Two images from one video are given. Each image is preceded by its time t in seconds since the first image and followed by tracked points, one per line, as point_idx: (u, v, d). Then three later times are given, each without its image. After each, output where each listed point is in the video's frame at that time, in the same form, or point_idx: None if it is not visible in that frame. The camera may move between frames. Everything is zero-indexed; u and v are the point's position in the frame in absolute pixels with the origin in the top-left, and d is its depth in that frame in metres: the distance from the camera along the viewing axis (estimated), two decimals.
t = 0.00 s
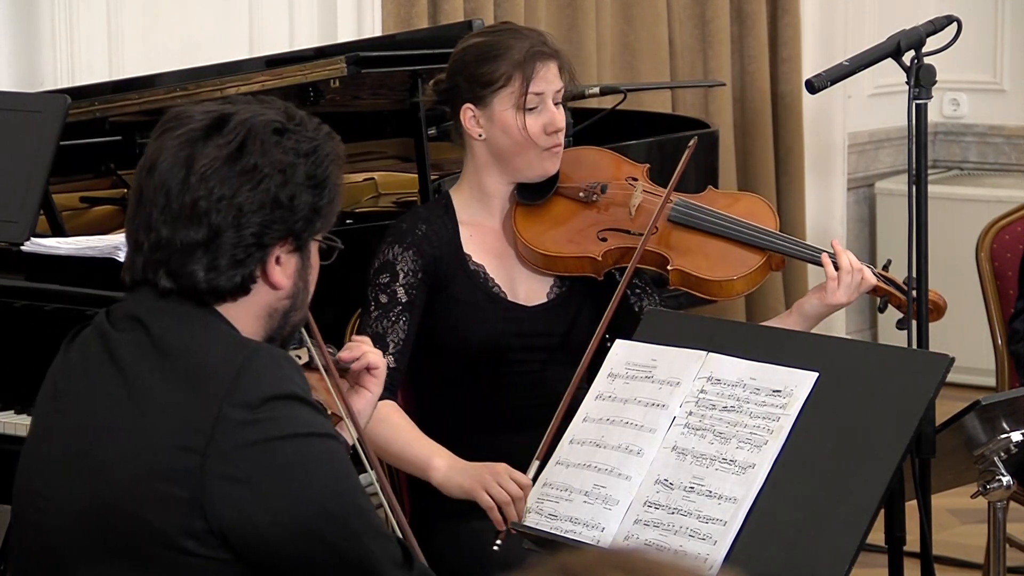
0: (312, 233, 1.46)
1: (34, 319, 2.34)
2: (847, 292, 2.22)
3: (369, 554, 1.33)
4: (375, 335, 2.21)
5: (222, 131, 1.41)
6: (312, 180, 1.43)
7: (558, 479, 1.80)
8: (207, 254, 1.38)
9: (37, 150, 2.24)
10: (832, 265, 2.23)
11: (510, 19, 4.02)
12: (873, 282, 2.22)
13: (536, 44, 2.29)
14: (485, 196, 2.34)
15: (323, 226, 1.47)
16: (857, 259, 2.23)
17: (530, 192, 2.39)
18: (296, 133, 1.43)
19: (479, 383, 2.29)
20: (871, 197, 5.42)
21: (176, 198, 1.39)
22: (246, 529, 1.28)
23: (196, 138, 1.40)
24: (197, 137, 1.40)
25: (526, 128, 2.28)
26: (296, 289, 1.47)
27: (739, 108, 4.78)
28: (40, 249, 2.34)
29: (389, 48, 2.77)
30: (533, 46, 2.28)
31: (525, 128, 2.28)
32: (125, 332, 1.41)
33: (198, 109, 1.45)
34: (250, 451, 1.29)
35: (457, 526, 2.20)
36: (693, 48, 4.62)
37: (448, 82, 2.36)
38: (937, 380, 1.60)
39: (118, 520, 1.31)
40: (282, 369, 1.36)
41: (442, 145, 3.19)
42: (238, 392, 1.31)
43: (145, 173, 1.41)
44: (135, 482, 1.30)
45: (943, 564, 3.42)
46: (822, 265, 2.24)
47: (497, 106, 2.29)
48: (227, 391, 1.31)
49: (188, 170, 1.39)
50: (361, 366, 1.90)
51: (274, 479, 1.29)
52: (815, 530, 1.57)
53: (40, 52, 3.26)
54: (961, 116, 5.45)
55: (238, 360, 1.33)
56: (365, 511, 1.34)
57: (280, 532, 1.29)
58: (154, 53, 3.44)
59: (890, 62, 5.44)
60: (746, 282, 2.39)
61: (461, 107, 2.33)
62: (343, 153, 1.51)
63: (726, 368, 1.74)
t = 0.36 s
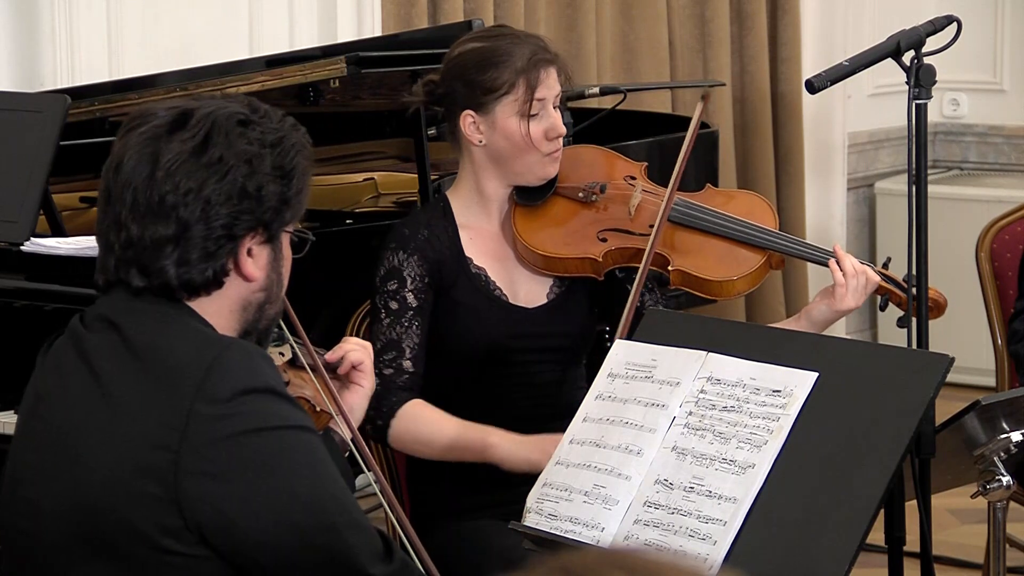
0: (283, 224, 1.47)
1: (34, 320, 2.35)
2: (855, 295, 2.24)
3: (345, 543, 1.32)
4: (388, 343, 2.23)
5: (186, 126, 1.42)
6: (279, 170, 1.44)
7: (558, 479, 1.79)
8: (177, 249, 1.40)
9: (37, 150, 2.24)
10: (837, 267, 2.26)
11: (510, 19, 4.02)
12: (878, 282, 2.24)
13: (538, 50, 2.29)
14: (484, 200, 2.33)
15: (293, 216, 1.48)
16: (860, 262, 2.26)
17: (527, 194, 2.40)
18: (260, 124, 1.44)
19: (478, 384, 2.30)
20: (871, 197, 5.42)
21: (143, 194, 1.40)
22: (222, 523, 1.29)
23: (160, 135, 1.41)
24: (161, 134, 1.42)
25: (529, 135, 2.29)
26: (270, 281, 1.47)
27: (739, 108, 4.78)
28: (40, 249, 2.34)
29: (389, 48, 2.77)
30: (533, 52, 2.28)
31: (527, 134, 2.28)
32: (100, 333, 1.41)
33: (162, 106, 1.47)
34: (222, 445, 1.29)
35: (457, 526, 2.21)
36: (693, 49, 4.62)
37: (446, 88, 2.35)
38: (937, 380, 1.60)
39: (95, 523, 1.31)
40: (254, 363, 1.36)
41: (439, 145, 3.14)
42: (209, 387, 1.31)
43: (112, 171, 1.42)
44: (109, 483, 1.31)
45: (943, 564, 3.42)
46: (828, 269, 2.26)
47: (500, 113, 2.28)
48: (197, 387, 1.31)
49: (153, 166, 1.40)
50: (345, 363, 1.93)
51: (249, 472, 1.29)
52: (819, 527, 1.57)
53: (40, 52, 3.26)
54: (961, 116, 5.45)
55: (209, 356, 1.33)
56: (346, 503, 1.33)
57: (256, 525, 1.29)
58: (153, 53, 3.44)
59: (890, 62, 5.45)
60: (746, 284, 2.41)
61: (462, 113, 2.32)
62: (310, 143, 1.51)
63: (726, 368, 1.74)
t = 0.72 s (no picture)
0: (268, 220, 1.46)
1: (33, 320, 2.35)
2: (849, 297, 2.24)
3: (335, 544, 1.32)
4: (413, 346, 2.21)
5: (167, 125, 1.42)
6: (262, 166, 1.44)
7: (558, 479, 1.79)
8: (162, 248, 1.40)
9: (37, 150, 2.24)
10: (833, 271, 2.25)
11: (511, 19, 4.02)
12: (873, 285, 2.24)
13: (535, 54, 2.29)
14: (483, 202, 2.34)
15: (278, 212, 1.47)
16: (857, 265, 2.25)
17: (528, 197, 2.40)
18: (241, 120, 1.44)
19: (479, 383, 2.31)
20: (871, 197, 5.42)
21: (127, 195, 1.40)
22: (210, 525, 1.29)
23: (142, 134, 1.41)
24: (142, 133, 1.42)
25: (526, 137, 2.28)
26: (257, 278, 1.47)
27: (739, 108, 4.78)
28: (40, 250, 2.34)
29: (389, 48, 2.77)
30: (532, 56, 2.28)
31: (525, 137, 2.28)
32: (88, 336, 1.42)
33: (144, 105, 1.47)
34: (209, 447, 1.29)
35: (456, 526, 2.21)
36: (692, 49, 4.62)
37: (444, 91, 2.35)
38: (937, 380, 1.60)
39: (86, 525, 1.32)
40: (241, 365, 1.35)
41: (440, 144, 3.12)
42: (196, 390, 1.31)
43: (95, 173, 1.43)
44: (98, 486, 1.31)
45: (943, 564, 3.42)
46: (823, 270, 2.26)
47: (497, 117, 2.28)
48: (184, 389, 1.31)
49: (136, 166, 1.40)
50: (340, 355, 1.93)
51: (237, 475, 1.29)
52: (820, 524, 1.57)
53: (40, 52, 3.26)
54: (961, 116, 5.45)
55: (194, 359, 1.33)
56: (337, 503, 1.33)
57: (244, 527, 1.29)
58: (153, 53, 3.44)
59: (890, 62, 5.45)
60: (745, 287, 2.41)
61: (460, 117, 2.32)
62: (294, 139, 1.50)
63: (726, 368, 1.74)
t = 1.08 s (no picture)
0: (265, 220, 1.46)
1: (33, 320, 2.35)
2: (850, 313, 2.25)
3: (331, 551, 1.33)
4: (402, 339, 2.21)
5: (163, 126, 1.42)
6: (259, 166, 1.44)
7: (558, 479, 1.79)
8: (159, 251, 1.40)
9: (37, 150, 2.24)
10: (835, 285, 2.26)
11: (511, 19, 4.02)
12: (876, 303, 2.25)
13: (552, 54, 2.29)
14: (491, 199, 2.34)
15: (274, 212, 1.47)
16: (860, 281, 2.26)
17: (535, 195, 2.39)
18: (238, 121, 1.44)
19: (479, 382, 2.31)
20: (871, 197, 5.42)
21: (123, 197, 1.40)
22: (207, 532, 1.29)
23: (137, 136, 1.41)
24: (138, 135, 1.41)
25: (539, 136, 2.28)
26: (255, 279, 1.47)
27: (739, 108, 4.78)
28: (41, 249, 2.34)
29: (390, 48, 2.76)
30: (549, 56, 2.29)
31: (538, 135, 2.28)
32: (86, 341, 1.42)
33: (139, 105, 1.46)
34: (206, 454, 1.29)
35: (456, 527, 2.21)
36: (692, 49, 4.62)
37: (459, 84, 2.35)
38: (937, 380, 1.60)
39: (82, 531, 1.32)
40: (239, 371, 1.35)
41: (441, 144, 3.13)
42: (193, 397, 1.31)
43: (91, 174, 1.42)
44: (95, 490, 1.32)
45: (943, 565, 3.42)
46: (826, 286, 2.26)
47: (512, 113, 2.28)
48: (181, 396, 1.31)
49: (132, 168, 1.40)
50: (346, 349, 1.93)
51: (234, 482, 1.30)
52: (821, 525, 1.57)
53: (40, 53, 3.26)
54: (961, 116, 5.45)
55: (191, 365, 1.33)
56: (335, 508, 1.34)
57: (241, 533, 1.29)
58: (153, 53, 3.44)
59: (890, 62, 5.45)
60: (747, 298, 2.41)
61: (473, 113, 2.32)
62: (290, 138, 1.50)
63: (727, 368, 1.74)
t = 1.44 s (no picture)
0: (287, 229, 1.47)
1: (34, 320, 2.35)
2: (862, 317, 2.27)
3: (337, 553, 1.33)
4: (392, 334, 2.22)
5: (191, 129, 1.42)
6: (284, 174, 1.44)
7: (558, 479, 1.79)
8: (181, 251, 1.40)
9: (37, 150, 2.24)
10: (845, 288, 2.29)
11: (511, 20, 4.02)
12: (886, 304, 2.27)
13: (564, 57, 2.30)
14: (498, 199, 2.34)
15: (297, 221, 1.48)
16: (870, 284, 2.29)
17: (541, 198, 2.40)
18: (266, 128, 1.44)
19: (479, 381, 2.30)
20: (871, 197, 5.42)
21: (148, 197, 1.40)
22: (215, 533, 1.30)
23: (165, 137, 1.41)
24: (165, 136, 1.42)
25: (547, 138, 2.29)
26: (275, 285, 1.47)
27: (739, 108, 4.78)
28: (40, 250, 2.33)
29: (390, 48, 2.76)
30: (561, 58, 2.29)
31: (544, 137, 2.29)
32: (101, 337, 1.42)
33: (168, 106, 1.46)
34: (216, 455, 1.30)
35: (456, 526, 2.21)
36: (692, 49, 4.62)
37: (469, 83, 2.35)
38: (937, 380, 1.60)
39: (90, 528, 1.33)
40: (251, 374, 1.35)
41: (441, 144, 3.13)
42: (204, 398, 1.32)
43: (117, 173, 1.43)
44: (105, 487, 1.32)
45: (943, 565, 3.42)
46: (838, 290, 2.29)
47: (521, 114, 2.29)
48: (192, 397, 1.32)
49: (158, 169, 1.40)
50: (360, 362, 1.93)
51: (242, 484, 1.30)
52: (821, 526, 1.57)
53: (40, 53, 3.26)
54: (961, 116, 5.46)
55: (204, 367, 1.33)
56: (343, 514, 1.35)
57: (248, 536, 1.30)
58: (153, 53, 3.44)
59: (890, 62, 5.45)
60: (755, 299, 2.42)
61: (482, 110, 2.33)
62: (316, 149, 1.51)
63: (727, 368, 1.74)
